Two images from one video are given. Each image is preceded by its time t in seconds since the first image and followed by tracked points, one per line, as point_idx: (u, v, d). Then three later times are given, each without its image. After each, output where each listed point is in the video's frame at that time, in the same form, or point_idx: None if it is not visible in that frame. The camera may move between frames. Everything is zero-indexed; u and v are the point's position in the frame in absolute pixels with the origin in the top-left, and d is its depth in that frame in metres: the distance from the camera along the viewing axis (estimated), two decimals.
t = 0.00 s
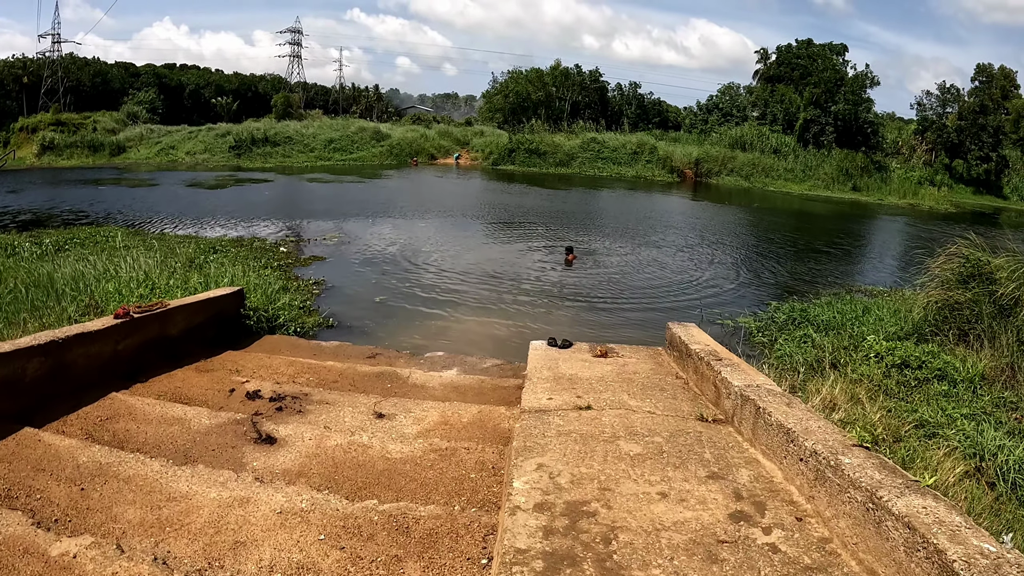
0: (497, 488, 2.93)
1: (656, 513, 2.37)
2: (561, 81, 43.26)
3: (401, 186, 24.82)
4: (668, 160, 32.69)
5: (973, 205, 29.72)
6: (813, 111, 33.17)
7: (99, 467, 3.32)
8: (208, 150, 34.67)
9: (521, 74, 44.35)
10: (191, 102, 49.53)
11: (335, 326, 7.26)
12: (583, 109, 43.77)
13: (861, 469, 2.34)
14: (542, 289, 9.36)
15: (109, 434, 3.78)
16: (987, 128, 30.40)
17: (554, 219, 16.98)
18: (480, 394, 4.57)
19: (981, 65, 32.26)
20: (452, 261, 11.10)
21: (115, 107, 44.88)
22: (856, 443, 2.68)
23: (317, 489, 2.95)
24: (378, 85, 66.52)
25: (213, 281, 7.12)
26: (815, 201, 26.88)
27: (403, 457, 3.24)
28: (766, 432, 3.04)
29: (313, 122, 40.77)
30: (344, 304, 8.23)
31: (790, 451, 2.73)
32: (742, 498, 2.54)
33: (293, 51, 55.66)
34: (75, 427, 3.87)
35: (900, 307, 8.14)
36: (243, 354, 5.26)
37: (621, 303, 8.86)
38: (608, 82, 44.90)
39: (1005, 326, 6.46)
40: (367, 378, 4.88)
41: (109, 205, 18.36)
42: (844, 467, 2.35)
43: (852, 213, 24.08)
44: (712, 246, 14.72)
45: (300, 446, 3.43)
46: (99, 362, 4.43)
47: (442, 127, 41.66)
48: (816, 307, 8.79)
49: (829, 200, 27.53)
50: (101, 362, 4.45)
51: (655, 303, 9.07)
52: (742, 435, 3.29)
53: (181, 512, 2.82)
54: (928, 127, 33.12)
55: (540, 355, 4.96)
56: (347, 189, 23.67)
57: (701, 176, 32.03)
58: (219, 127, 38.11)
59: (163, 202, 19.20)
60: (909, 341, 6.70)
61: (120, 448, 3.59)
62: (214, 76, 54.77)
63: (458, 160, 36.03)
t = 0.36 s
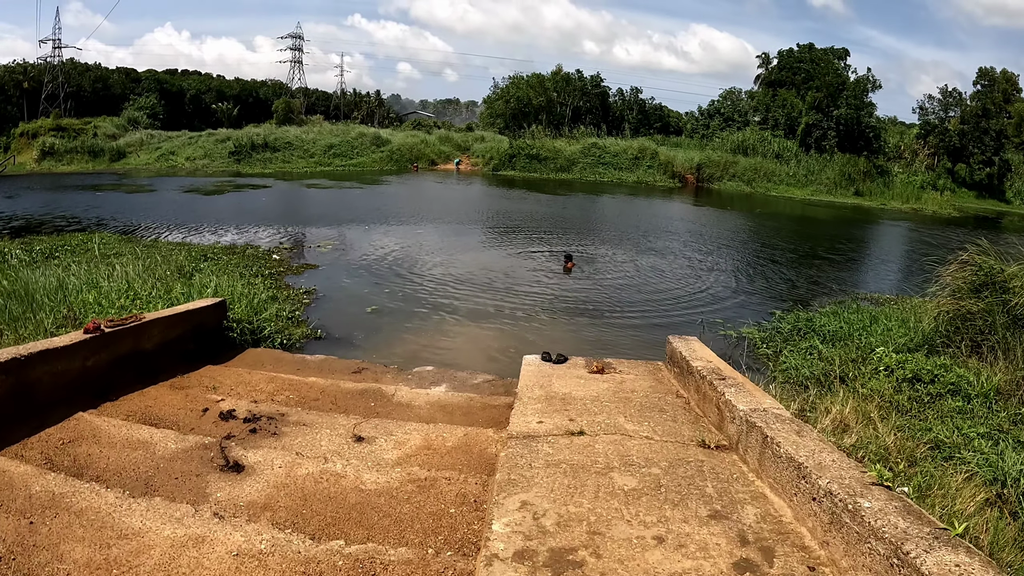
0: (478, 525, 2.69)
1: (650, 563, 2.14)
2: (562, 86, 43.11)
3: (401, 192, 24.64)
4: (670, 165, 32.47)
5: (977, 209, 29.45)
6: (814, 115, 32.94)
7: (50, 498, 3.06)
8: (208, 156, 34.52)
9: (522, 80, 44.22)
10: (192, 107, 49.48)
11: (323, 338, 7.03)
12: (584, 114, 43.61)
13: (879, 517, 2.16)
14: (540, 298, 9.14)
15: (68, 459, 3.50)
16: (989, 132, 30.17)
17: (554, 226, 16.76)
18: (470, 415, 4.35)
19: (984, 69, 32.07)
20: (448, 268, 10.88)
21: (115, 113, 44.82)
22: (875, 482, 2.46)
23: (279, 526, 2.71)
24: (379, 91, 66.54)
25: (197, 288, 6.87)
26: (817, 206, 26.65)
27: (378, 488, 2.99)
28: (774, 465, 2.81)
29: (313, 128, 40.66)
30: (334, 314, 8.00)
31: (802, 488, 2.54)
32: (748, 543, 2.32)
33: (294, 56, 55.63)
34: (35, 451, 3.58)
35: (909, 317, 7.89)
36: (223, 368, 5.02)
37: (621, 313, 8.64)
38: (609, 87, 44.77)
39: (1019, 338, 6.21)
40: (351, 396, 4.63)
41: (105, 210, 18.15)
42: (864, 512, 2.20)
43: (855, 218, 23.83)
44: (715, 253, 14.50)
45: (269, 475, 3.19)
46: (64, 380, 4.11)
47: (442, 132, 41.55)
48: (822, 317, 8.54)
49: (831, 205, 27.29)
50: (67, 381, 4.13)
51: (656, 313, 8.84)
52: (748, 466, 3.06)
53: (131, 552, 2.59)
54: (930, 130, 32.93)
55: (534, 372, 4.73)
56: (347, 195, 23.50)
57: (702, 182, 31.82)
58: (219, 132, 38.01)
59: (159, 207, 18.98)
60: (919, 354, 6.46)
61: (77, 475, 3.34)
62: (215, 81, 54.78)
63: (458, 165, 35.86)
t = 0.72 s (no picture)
0: (464, 565, 2.45)
1: None
2: (568, 94, 42.97)
3: (405, 199, 24.51)
4: (676, 172, 32.22)
5: (985, 217, 29.09)
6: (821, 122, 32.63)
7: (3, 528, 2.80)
8: (212, 162, 34.50)
9: (528, 87, 44.11)
10: (199, 114, 49.67)
11: (317, 349, 6.81)
12: (590, 122, 43.47)
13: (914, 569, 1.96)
14: (543, 309, 8.93)
15: (30, 481, 3.21)
16: (997, 139, 29.84)
17: (558, 233, 16.58)
18: (465, 435, 4.14)
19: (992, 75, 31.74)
20: (449, 277, 10.66)
21: (122, 119, 44.97)
22: (904, 525, 2.23)
23: (247, 562, 2.49)
24: (385, 98, 66.72)
25: (187, 293, 6.62)
26: (824, 214, 26.36)
27: (357, 520, 2.76)
28: (791, 499, 2.59)
29: (318, 135, 40.64)
30: (330, 324, 7.78)
31: (824, 529, 2.34)
32: None
33: (301, 63, 55.75)
34: None
35: (924, 329, 7.61)
36: (208, 381, 4.80)
37: (626, 325, 8.43)
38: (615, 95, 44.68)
39: None
40: (340, 414, 4.39)
41: (104, 214, 17.96)
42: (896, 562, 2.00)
43: (863, 226, 23.51)
44: (721, 261, 14.27)
45: (242, 503, 2.97)
46: (35, 395, 3.69)
47: (447, 139, 41.48)
48: (833, 328, 8.27)
49: (838, 213, 26.99)
50: (37, 396, 3.70)
51: (661, 325, 8.63)
52: (761, 498, 2.84)
53: None
54: (937, 138, 32.68)
55: (532, 389, 4.50)
56: (350, 202, 23.38)
57: (709, 189, 31.56)
58: (224, 139, 38.00)
59: (160, 212, 18.84)
60: (935, 368, 6.18)
61: (38, 499, 3.07)
62: (222, 88, 54.98)
63: (463, 172, 35.75)
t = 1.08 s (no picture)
0: None
1: None
2: (577, 103, 42.81)
3: (412, 209, 24.40)
4: (685, 182, 31.92)
5: (997, 227, 28.56)
6: (830, 132, 32.34)
7: None
8: (220, 171, 34.55)
9: (536, 96, 44.00)
10: (208, 122, 49.97)
11: (312, 363, 6.61)
12: (599, 131, 43.35)
13: None
14: (548, 321, 8.73)
15: None
16: (1007, 147, 29.20)
17: (565, 243, 16.39)
18: (458, 459, 3.92)
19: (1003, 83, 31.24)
20: (453, 288, 10.46)
21: (131, 126, 45.26)
22: None
23: None
24: (394, 107, 66.95)
25: (178, 302, 6.41)
26: (833, 224, 25.98)
27: (335, 560, 2.55)
28: (813, 546, 2.37)
29: (326, 143, 40.73)
30: (327, 337, 7.58)
31: None
32: None
33: (310, 72, 55.99)
34: None
35: (942, 345, 7.30)
36: (194, 396, 4.61)
37: (632, 340, 8.22)
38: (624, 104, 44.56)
39: None
40: (329, 436, 4.17)
41: (108, 220, 17.87)
42: None
43: (872, 236, 23.10)
44: (730, 272, 14.03)
45: (213, 538, 2.75)
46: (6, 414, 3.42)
47: (455, 149, 41.46)
48: (848, 343, 7.97)
49: (848, 222, 26.59)
50: (9, 414, 3.44)
51: (669, 339, 8.40)
52: (777, 540, 2.61)
53: None
54: (947, 146, 32.23)
55: (530, 412, 4.27)
56: (357, 211, 23.27)
57: (718, 199, 31.23)
58: (232, 147, 38.11)
59: (165, 220, 18.76)
60: (956, 387, 5.88)
61: None
62: (232, 97, 55.35)
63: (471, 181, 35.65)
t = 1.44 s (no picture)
0: None
1: None
2: (590, 112, 42.63)
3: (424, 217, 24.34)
4: (698, 191, 31.59)
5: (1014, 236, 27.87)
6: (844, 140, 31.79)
7: None
8: (231, 179, 34.73)
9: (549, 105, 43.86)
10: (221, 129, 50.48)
11: (311, 374, 6.42)
12: (612, 140, 43.21)
13: None
14: (556, 332, 8.52)
15: None
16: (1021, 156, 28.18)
17: (576, 252, 16.18)
18: (453, 480, 3.72)
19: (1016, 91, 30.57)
20: (460, 297, 10.28)
21: (144, 133, 45.74)
22: None
23: None
24: (407, 116, 67.25)
25: (173, 310, 6.23)
26: (845, 232, 25.53)
27: None
28: None
29: (339, 152, 40.83)
30: (328, 348, 7.39)
31: None
32: None
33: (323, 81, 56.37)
34: None
35: (964, 357, 6.98)
36: (182, 409, 4.45)
37: (641, 352, 7.99)
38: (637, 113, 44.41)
39: None
40: (320, 454, 3.97)
41: (117, 227, 17.83)
42: None
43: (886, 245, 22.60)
44: (742, 282, 13.74)
45: (183, 567, 2.56)
46: None
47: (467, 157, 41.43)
48: (866, 355, 7.66)
49: (861, 232, 26.09)
50: None
51: (679, 352, 8.16)
52: None
53: None
54: (961, 155, 31.63)
55: (532, 432, 4.07)
56: (367, 219, 23.20)
57: (732, 209, 30.89)
58: (244, 154, 38.32)
59: (174, 227, 18.79)
60: (983, 402, 5.56)
61: None
62: (245, 105, 55.88)
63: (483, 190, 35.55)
